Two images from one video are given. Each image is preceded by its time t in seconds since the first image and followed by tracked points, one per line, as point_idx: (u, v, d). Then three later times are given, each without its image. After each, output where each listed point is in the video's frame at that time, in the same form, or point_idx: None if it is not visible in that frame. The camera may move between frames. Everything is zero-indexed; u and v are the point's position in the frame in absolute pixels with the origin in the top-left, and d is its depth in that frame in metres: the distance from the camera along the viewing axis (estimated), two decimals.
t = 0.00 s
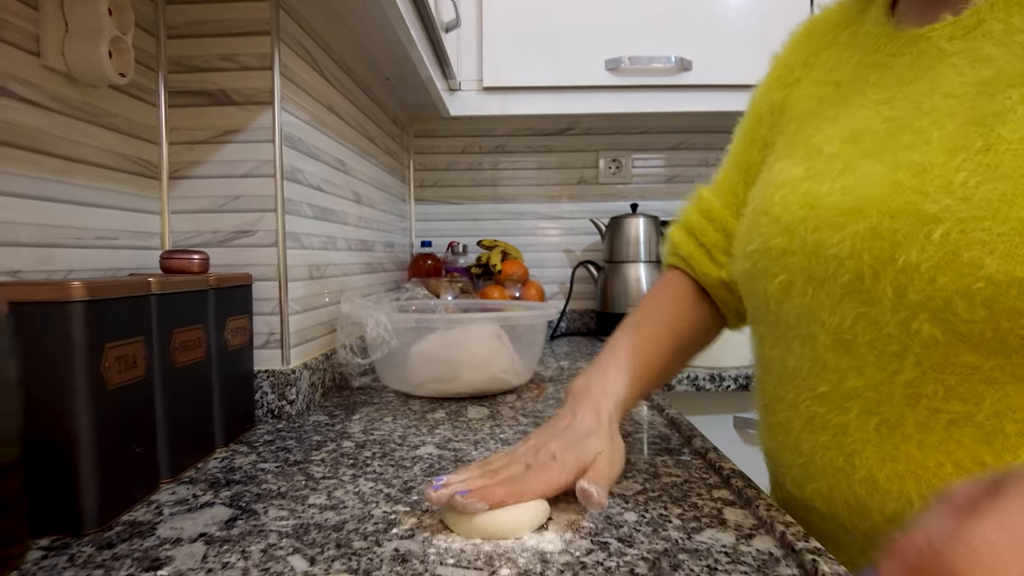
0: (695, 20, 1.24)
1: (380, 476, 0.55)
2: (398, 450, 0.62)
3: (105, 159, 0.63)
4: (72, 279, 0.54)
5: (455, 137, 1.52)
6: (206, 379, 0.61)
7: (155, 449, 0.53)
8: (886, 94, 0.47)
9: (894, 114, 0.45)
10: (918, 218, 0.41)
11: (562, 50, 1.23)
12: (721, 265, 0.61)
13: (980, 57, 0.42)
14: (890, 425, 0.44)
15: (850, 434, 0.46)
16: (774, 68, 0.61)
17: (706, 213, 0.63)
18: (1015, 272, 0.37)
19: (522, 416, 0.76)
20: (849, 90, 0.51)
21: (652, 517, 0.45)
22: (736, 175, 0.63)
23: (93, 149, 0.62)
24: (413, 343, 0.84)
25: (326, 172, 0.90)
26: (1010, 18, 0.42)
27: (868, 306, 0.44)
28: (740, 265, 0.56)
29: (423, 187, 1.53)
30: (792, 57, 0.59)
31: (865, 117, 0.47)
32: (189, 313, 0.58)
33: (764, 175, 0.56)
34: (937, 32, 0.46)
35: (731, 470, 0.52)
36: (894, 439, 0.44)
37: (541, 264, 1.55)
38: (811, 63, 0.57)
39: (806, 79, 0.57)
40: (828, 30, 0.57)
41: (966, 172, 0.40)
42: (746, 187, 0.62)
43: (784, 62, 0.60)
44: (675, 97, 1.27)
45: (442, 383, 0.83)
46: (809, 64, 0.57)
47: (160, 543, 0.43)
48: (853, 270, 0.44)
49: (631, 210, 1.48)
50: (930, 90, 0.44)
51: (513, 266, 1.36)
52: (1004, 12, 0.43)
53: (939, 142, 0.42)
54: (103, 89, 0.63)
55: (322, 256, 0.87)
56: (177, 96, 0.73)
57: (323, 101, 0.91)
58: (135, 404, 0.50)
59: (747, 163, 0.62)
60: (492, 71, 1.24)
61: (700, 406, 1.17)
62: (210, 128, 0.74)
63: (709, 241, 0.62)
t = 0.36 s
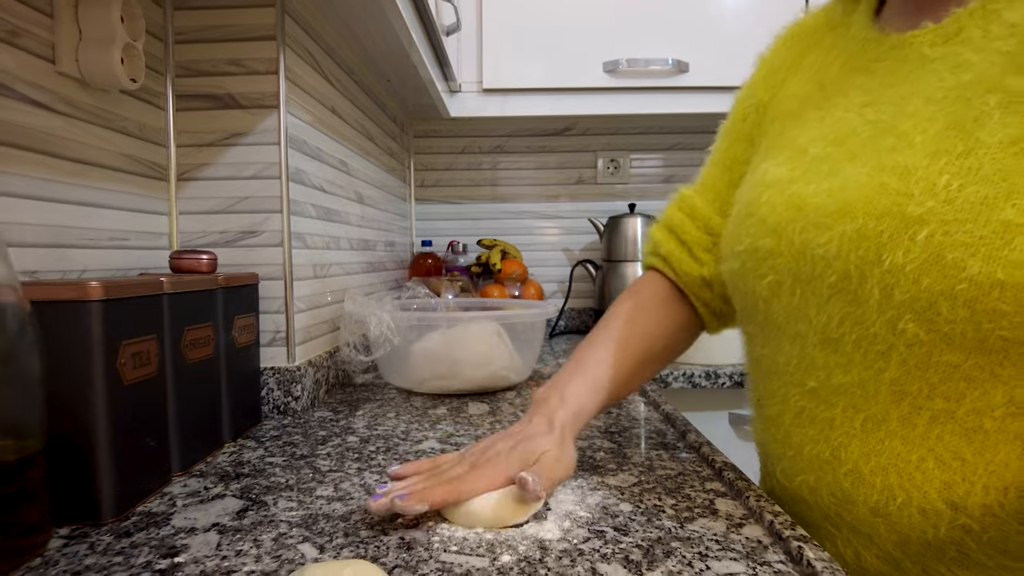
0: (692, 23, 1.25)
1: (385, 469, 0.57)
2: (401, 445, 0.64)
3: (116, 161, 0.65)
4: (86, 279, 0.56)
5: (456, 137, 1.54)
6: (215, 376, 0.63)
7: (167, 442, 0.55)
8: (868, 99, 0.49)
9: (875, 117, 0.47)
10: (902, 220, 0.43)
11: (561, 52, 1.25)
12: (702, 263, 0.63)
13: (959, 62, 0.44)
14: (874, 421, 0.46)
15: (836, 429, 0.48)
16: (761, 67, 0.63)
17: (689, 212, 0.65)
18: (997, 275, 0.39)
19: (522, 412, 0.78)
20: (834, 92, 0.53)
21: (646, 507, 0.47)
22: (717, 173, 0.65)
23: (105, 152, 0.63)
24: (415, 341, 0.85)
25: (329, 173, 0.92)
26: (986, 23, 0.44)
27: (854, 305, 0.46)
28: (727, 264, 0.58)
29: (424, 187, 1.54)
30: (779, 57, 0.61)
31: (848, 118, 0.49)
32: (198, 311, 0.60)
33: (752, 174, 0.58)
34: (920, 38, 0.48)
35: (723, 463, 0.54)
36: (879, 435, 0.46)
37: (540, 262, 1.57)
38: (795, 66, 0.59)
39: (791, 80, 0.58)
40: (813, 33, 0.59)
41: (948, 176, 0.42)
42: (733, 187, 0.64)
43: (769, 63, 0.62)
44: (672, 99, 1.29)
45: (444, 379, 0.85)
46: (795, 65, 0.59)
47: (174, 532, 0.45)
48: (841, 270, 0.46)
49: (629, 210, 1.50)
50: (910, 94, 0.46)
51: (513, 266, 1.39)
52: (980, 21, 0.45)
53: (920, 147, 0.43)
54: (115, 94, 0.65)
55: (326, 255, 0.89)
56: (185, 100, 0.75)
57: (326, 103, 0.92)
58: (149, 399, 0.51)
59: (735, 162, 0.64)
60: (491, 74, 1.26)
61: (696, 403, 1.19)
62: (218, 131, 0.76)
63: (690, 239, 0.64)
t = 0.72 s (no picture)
0: (686, 27, 1.28)
1: (387, 461, 0.59)
2: (403, 438, 0.66)
3: (127, 166, 0.68)
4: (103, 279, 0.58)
5: (455, 138, 1.56)
6: (224, 372, 0.66)
7: (179, 435, 0.57)
8: (847, 112, 0.52)
9: (855, 129, 0.50)
10: (884, 227, 0.46)
11: (558, 56, 1.28)
12: (695, 280, 0.65)
13: (933, 77, 0.47)
14: (858, 417, 0.48)
15: (821, 425, 0.50)
16: (740, 95, 0.66)
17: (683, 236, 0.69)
18: (977, 279, 0.43)
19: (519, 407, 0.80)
20: (814, 108, 0.55)
21: (635, 495, 0.50)
22: (706, 192, 0.69)
23: (117, 157, 0.66)
24: (415, 338, 0.88)
25: (332, 176, 0.95)
26: (959, 39, 0.47)
27: (841, 308, 0.48)
28: (714, 273, 0.61)
29: (423, 187, 1.57)
30: (760, 78, 0.64)
31: (831, 130, 0.52)
32: (209, 310, 0.63)
33: (736, 187, 0.61)
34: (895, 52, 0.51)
35: (710, 454, 0.57)
36: (863, 432, 0.48)
37: (538, 262, 1.59)
38: (774, 81, 0.62)
39: (768, 97, 0.62)
40: (788, 50, 0.63)
41: (928, 186, 0.45)
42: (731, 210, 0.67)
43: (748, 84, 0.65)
44: (667, 102, 1.31)
45: (444, 375, 0.87)
46: (774, 86, 0.61)
47: (189, 519, 0.48)
48: (827, 275, 0.49)
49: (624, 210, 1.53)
50: (888, 106, 0.49)
51: (509, 266, 1.41)
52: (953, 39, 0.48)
53: (899, 155, 0.46)
54: (126, 101, 0.67)
55: (329, 255, 0.91)
56: (193, 105, 0.78)
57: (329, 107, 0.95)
58: (163, 394, 0.54)
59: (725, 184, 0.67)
60: (490, 77, 1.28)
61: (689, 400, 1.21)
62: (224, 135, 0.78)
63: (686, 259, 0.67)
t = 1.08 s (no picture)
0: (682, 32, 1.30)
1: (389, 454, 0.61)
2: (404, 433, 0.69)
3: (136, 170, 0.70)
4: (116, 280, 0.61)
5: (454, 141, 1.58)
6: (231, 370, 0.68)
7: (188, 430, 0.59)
8: (835, 117, 0.54)
9: (842, 133, 0.52)
10: (869, 220, 0.48)
11: (556, 60, 1.30)
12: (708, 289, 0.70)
13: (916, 85, 0.50)
14: (842, 401, 0.50)
15: (805, 410, 0.52)
16: (736, 108, 0.68)
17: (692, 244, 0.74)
18: (952, 266, 0.44)
19: (516, 404, 0.83)
20: (802, 116, 0.58)
21: (627, 487, 0.52)
22: (708, 200, 0.72)
23: (126, 161, 0.68)
24: (415, 337, 0.90)
25: (335, 178, 0.97)
26: (938, 51, 0.49)
27: (828, 297, 0.50)
28: (707, 270, 0.64)
29: (423, 188, 1.59)
30: (751, 92, 0.66)
31: (819, 135, 0.54)
32: (217, 310, 0.65)
33: (730, 188, 0.63)
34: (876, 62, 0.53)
35: (700, 449, 0.59)
36: (845, 414, 0.50)
37: (536, 262, 1.62)
38: (766, 91, 0.64)
39: (759, 106, 0.64)
40: (780, 60, 0.65)
41: (909, 181, 0.47)
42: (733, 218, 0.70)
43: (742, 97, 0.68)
44: (662, 105, 1.33)
45: (444, 373, 0.89)
46: (764, 98, 0.64)
47: (200, 510, 0.50)
48: (815, 265, 0.51)
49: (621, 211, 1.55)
50: (873, 112, 0.51)
51: (508, 266, 1.43)
52: (930, 50, 0.50)
53: (883, 155, 0.48)
54: (135, 108, 0.69)
55: (331, 256, 0.93)
56: (199, 110, 0.80)
57: (331, 111, 0.97)
58: (174, 390, 0.56)
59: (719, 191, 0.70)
60: (490, 80, 1.30)
61: (683, 398, 1.24)
62: (229, 139, 0.80)
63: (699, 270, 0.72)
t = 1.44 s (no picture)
0: (677, 33, 1.32)
1: (393, 443, 0.64)
2: (407, 423, 0.71)
3: (146, 168, 0.72)
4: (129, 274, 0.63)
5: (454, 140, 1.60)
6: (239, 362, 0.70)
7: (199, 420, 0.61)
8: (819, 120, 0.56)
9: (821, 135, 0.54)
10: (837, 213, 0.50)
11: (554, 60, 1.32)
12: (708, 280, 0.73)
13: (888, 92, 0.52)
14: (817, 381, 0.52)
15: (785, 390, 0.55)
16: (737, 110, 0.70)
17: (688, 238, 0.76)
18: (910, 254, 0.46)
19: (515, 395, 0.85)
20: (792, 119, 0.60)
21: (621, 472, 0.54)
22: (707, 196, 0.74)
23: (137, 160, 0.70)
24: (416, 332, 0.91)
25: (338, 177, 0.99)
26: (908, 62, 0.51)
27: (801, 283, 0.52)
28: (702, 260, 0.66)
29: (424, 187, 1.61)
30: (750, 97, 0.69)
31: (802, 136, 0.56)
32: (225, 304, 0.67)
33: (724, 185, 0.65)
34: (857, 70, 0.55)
35: (692, 437, 0.61)
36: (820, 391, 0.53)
37: (535, 259, 1.64)
38: (762, 99, 0.66)
39: (755, 112, 0.67)
40: (775, 69, 0.67)
41: (873, 176, 0.49)
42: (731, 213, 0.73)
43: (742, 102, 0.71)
44: (659, 105, 1.35)
45: (445, 367, 0.92)
46: (761, 103, 0.66)
47: (212, 495, 0.52)
48: (790, 254, 0.53)
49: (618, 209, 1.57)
50: (850, 114, 0.53)
51: (508, 262, 1.45)
52: (904, 58, 0.52)
53: (854, 154, 0.51)
54: (145, 108, 0.71)
55: (334, 252, 0.96)
56: (206, 110, 0.82)
57: (334, 112, 0.99)
58: (185, 381, 0.58)
59: (715, 186, 0.72)
60: (490, 81, 1.32)
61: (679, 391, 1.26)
62: (236, 139, 0.82)
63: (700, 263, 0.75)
